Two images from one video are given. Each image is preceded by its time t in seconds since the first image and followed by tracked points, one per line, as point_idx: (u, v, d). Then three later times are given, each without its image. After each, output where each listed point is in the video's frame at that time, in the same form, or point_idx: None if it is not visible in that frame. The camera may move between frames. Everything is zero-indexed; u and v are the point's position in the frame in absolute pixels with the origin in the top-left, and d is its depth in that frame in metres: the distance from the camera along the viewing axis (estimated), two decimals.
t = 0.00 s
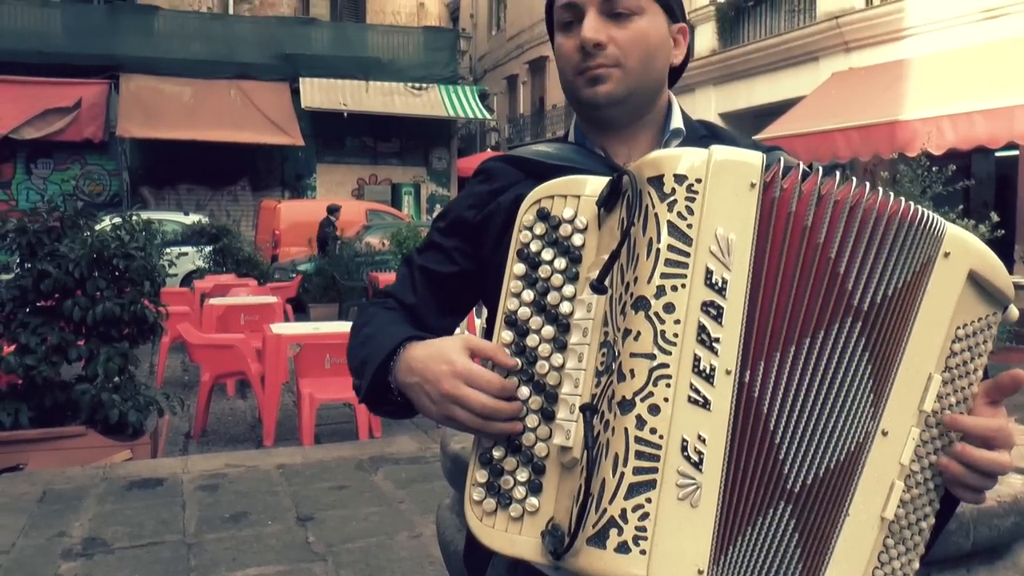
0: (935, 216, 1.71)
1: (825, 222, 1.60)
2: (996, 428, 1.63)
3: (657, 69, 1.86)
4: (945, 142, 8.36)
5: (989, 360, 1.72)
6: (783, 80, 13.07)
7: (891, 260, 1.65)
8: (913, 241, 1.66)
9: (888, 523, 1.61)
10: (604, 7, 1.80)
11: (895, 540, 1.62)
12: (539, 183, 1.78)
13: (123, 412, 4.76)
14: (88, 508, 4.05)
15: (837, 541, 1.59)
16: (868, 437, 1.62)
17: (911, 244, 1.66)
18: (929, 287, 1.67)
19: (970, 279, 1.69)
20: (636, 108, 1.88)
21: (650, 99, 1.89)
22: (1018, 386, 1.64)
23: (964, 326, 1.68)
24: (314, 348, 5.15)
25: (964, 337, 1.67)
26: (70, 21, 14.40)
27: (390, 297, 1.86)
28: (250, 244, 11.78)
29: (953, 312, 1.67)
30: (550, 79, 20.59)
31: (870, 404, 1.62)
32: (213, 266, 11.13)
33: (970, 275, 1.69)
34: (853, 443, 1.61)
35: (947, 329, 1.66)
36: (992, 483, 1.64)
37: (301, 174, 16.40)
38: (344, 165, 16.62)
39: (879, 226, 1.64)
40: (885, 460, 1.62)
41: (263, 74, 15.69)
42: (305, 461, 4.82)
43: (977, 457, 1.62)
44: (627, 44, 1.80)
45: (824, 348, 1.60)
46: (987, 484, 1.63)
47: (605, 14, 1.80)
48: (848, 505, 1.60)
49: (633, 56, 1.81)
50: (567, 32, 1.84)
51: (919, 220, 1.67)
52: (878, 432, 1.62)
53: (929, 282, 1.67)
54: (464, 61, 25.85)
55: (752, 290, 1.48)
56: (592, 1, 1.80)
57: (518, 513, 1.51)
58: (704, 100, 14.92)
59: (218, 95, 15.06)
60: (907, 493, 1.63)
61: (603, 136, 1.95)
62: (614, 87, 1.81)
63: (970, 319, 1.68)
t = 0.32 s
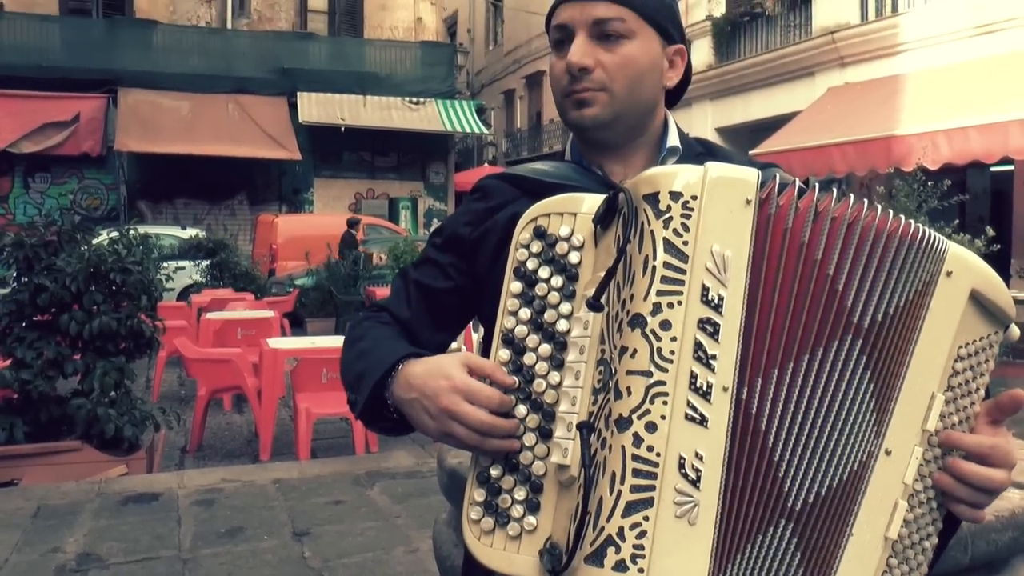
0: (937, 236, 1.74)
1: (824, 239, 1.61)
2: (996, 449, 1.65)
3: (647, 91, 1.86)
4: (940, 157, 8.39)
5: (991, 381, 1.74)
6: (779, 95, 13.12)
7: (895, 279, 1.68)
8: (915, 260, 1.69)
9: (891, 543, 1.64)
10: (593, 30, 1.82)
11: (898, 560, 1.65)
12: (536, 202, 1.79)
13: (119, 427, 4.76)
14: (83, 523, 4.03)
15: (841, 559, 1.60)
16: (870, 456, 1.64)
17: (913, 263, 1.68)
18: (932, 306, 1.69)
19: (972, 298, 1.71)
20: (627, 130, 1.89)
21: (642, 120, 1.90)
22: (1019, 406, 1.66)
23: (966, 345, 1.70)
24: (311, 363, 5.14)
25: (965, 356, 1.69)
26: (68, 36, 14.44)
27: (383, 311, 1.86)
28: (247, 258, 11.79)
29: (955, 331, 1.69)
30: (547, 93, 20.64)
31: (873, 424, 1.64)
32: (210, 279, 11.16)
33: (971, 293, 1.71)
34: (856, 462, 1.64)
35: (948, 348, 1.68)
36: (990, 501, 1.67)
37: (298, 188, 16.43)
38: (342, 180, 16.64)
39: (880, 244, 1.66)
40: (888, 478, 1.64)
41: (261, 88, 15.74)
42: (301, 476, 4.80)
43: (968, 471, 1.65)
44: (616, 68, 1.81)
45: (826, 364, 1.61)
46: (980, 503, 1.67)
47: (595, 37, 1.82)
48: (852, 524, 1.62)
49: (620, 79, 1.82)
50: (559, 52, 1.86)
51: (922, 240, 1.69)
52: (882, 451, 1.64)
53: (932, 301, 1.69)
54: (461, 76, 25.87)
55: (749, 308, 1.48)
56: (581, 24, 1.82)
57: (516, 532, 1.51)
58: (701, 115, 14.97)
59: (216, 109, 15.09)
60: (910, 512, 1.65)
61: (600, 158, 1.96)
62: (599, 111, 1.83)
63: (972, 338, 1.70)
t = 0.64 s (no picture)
0: (935, 257, 1.78)
1: (822, 261, 1.63)
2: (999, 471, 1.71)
3: (644, 103, 1.88)
4: (935, 174, 8.44)
5: (988, 400, 1.80)
6: (774, 112, 13.21)
7: (894, 300, 1.70)
8: (915, 282, 1.72)
9: (890, 565, 1.65)
10: (591, 41, 1.83)
11: None
12: (532, 215, 1.80)
13: (113, 444, 4.73)
14: (77, 540, 4.01)
15: None
16: (870, 479, 1.66)
17: (913, 285, 1.72)
18: (930, 326, 1.73)
19: (969, 318, 1.77)
20: (624, 141, 1.90)
21: (638, 133, 1.91)
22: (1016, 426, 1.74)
23: (963, 366, 1.75)
24: (307, 379, 5.12)
25: (963, 377, 1.74)
26: (67, 52, 14.48)
27: (376, 321, 1.85)
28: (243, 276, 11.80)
29: (953, 352, 1.74)
30: (544, 111, 20.72)
31: (872, 446, 1.67)
32: (206, 296, 11.18)
33: (968, 314, 1.76)
34: (856, 483, 1.65)
35: (947, 369, 1.73)
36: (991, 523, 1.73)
37: (295, 206, 16.45)
38: (338, 197, 16.68)
39: (878, 265, 1.68)
40: (889, 499, 1.67)
41: (259, 105, 15.79)
42: (297, 493, 4.78)
43: (969, 493, 1.70)
44: (614, 79, 1.82)
45: (823, 387, 1.61)
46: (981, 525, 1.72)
47: (593, 47, 1.83)
48: (852, 548, 1.62)
49: (619, 91, 1.83)
50: (555, 64, 1.87)
51: (921, 261, 1.73)
52: (881, 473, 1.67)
53: (930, 321, 1.73)
54: (458, 93, 25.91)
55: (747, 329, 1.49)
56: (579, 35, 1.83)
57: (512, 550, 1.50)
58: (696, 132, 15.03)
59: (214, 127, 15.12)
60: (909, 534, 1.67)
61: (593, 169, 1.98)
62: (599, 121, 1.84)
63: (969, 359, 1.76)
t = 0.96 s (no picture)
0: (939, 281, 1.79)
1: (821, 281, 1.63)
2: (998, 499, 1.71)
3: (647, 119, 1.89)
4: (930, 191, 8.49)
5: (991, 428, 1.80)
6: (769, 128, 13.27)
7: (895, 322, 1.71)
8: (917, 305, 1.73)
9: None
10: (596, 57, 1.84)
11: None
12: (530, 232, 1.81)
13: (109, 461, 4.71)
14: (70, 558, 3.99)
15: None
16: (869, 501, 1.67)
17: (916, 309, 1.73)
18: (932, 351, 1.74)
19: (973, 344, 1.77)
20: (627, 157, 1.91)
21: (639, 150, 1.92)
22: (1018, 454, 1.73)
23: (966, 392, 1.76)
24: (303, 397, 5.10)
25: (965, 403, 1.75)
26: (66, 69, 14.52)
27: (374, 337, 1.85)
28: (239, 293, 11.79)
29: (955, 377, 1.75)
30: (541, 127, 20.80)
31: (870, 467, 1.67)
32: (203, 313, 11.19)
33: (972, 339, 1.77)
34: (854, 504, 1.65)
35: (949, 394, 1.74)
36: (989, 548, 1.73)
37: (292, 222, 16.46)
38: (336, 214, 16.70)
39: (879, 286, 1.69)
40: (886, 522, 1.67)
41: (256, 122, 15.82)
42: (293, 510, 4.75)
43: (965, 517, 1.71)
44: (619, 94, 1.83)
45: (822, 406, 1.62)
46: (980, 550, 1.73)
47: (597, 63, 1.85)
48: (848, 569, 1.62)
49: (624, 106, 1.84)
50: (557, 79, 1.88)
51: (923, 284, 1.74)
52: (879, 496, 1.67)
53: (933, 347, 1.74)
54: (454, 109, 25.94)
55: (746, 349, 1.49)
56: (583, 50, 1.84)
57: (508, 568, 1.50)
58: (693, 148, 15.09)
59: (211, 143, 15.15)
60: (906, 557, 1.67)
61: (593, 185, 1.98)
62: (605, 136, 1.84)
63: (972, 385, 1.76)
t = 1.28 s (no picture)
0: (939, 293, 1.80)
1: (822, 292, 1.64)
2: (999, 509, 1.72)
3: (647, 130, 1.90)
4: (926, 204, 8.53)
5: (991, 438, 1.81)
6: (766, 142, 13.32)
7: (897, 333, 1.72)
8: (918, 316, 1.74)
9: None
10: (597, 67, 1.85)
11: None
12: (525, 246, 1.81)
13: (105, 474, 4.69)
14: (65, 572, 3.96)
15: None
16: (874, 511, 1.66)
17: (917, 320, 1.74)
18: (933, 361, 1.75)
19: (972, 354, 1.78)
20: (626, 168, 1.92)
21: (638, 161, 1.93)
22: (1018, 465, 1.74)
23: (967, 403, 1.76)
24: (300, 409, 5.09)
25: (966, 414, 1.75)
26: (64, 82, 14.54)
27: (374, 357, 1.86)
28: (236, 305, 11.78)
29: (956, 388, 1.75)
30: (537, 140, 20.85)
31: (872, 477, 1.67)
32: (200, 325, 11.20)
33: (972, 350, 1.78)
34: (858, 514, 1.65)
35: (950, 405, 1.74)
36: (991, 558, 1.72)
37: (289, 235, 16.46)
38: (333, 227, 16.70)
39: (879, 298, 1.70)
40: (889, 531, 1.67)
41: (253, 135, 15.84)
42: (289, 523, 4.74)
43: (968, 527, 1.71)
44: (622, 105, 1.84)
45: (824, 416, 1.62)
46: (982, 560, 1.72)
47: (599, 74, 1.86)
48: None
49: (626, 116, 1.84)
50: (558, 90, 1.88)
51: (924, 296, 1.75)
52: (883, 505, 1.67)
53: (934, 357, 1.75)
54: (452, 122, 25.99)
55: (748, 360, 1.48)
56: (584, 62, 1.85)
57: None
58: (689, 161, 15.12)
59: (209, 155, 15.18)
60: (910, 567, 1.67)
61: (589, 197, 1.99)
62: (608, 146, 1.85)
63: (972, 395, 1.77)
